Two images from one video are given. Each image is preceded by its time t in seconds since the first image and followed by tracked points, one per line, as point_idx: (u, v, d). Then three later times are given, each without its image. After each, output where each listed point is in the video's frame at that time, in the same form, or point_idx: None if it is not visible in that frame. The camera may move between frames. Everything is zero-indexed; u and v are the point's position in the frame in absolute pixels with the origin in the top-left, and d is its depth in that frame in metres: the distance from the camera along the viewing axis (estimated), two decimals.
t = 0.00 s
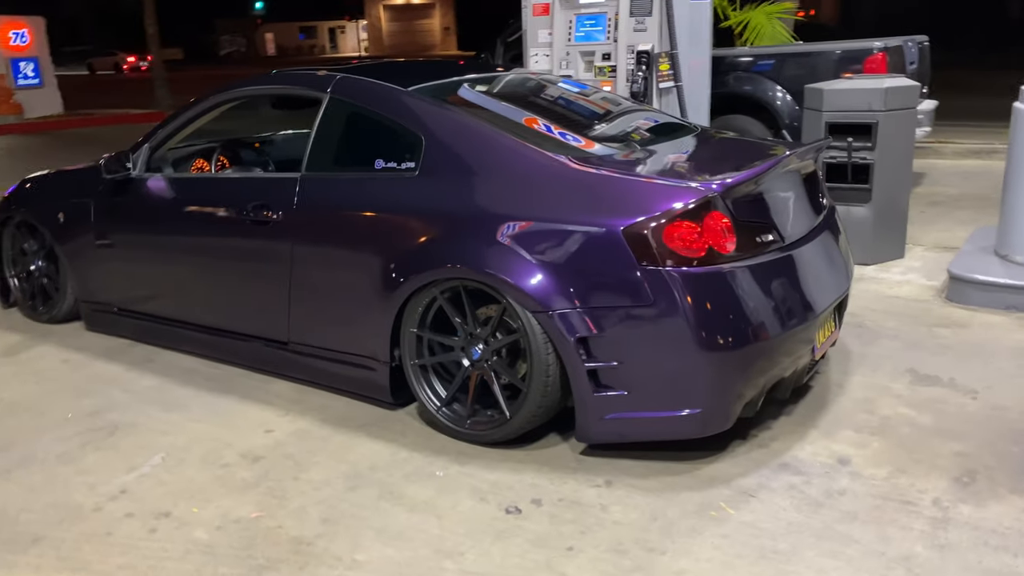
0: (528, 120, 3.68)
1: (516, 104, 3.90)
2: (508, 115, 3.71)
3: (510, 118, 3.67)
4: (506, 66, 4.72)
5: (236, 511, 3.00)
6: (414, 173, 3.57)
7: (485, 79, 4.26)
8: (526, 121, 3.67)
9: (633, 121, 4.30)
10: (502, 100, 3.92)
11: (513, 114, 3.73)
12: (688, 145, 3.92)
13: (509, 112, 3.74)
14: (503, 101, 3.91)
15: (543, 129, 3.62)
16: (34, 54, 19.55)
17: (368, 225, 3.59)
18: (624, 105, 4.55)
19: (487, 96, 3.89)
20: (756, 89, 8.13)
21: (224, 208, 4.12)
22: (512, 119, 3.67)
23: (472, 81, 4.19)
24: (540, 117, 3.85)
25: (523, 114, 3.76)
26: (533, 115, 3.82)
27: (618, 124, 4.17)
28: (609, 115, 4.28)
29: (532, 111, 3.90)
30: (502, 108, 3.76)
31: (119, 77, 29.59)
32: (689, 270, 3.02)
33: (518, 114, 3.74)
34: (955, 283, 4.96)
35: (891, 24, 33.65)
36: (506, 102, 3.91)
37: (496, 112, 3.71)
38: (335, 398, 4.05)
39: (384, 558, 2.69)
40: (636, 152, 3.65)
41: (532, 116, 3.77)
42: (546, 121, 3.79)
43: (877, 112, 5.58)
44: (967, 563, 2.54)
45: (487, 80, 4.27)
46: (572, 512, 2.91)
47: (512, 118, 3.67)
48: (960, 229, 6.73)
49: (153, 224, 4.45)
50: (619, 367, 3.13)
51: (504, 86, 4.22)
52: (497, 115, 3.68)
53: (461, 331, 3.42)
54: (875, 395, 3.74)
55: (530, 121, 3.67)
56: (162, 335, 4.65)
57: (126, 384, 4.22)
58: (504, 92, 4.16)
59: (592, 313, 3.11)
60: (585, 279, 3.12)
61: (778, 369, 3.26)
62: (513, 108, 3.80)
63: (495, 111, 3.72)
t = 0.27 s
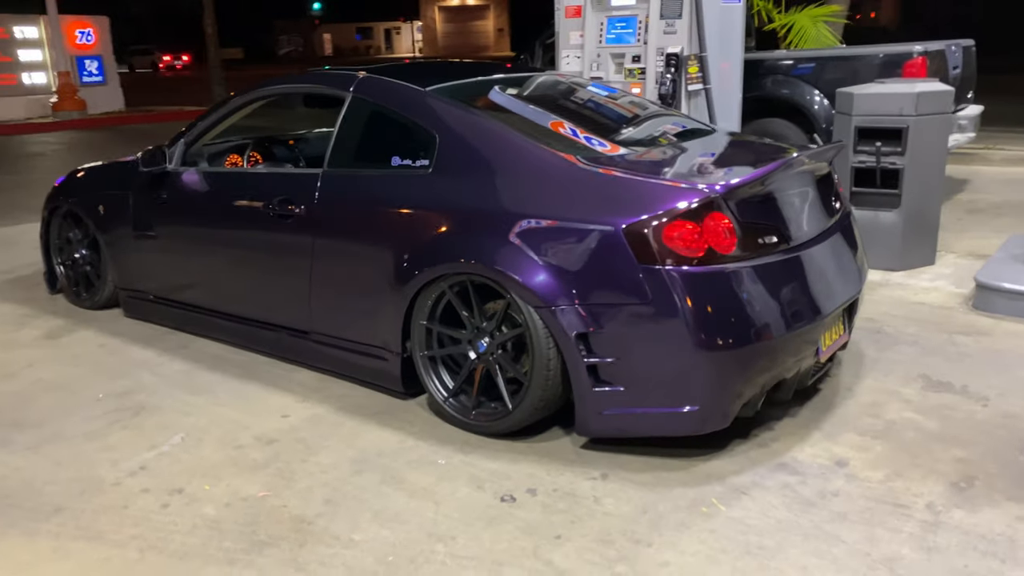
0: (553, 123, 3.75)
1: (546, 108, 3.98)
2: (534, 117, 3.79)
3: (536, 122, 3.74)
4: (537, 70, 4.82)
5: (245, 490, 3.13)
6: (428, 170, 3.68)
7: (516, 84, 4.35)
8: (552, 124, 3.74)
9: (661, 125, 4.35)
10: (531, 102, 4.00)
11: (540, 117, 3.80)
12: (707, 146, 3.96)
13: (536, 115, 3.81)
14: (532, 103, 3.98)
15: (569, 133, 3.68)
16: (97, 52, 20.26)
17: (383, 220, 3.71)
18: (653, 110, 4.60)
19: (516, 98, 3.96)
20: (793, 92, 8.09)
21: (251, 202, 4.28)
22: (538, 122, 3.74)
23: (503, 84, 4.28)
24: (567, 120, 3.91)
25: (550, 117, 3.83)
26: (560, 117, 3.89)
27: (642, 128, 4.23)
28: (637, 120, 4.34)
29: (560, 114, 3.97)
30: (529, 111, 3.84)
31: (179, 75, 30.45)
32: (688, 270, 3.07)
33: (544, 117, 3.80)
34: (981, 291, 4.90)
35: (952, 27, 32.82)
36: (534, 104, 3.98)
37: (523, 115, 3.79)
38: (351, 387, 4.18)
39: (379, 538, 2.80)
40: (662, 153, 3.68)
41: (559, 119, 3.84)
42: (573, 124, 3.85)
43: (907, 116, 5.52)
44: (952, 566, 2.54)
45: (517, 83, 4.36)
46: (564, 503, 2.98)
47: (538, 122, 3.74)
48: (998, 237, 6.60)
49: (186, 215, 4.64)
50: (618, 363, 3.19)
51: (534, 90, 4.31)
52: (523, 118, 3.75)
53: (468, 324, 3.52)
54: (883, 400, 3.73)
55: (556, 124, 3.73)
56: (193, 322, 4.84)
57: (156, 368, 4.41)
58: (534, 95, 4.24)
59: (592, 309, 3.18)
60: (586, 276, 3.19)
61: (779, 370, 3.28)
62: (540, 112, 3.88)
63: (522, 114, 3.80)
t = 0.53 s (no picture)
0: (566, 128, 3.90)
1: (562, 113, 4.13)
2: (547, 121, 3.94)
3: (549, 126, 3.89)
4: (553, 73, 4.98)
5: (249, 465, 3.32)
6: (432, 167, 3.85)
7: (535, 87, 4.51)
8: (565, 129, 3.89)
9: (672, 129, 4.46)
10: (547, 107, 4.16)
11: (554, 121, 3.95)
12: (707, 147, 4.08)
13: (550, 119, 3.97)
14: (548, 108, 4.14)
15: (581, 137, 3.83)
16: (143, 54, 20.86)
17: (388, 214, 3.89)
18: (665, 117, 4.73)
19: (533, 103, 4.13)
20: (815, 99, 8.11)
21: (268, 195, 4.49)
22: (550, 126, 3.89)
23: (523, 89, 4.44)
24: (581, 124, 4.06)
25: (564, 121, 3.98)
26: (574, 122, 4.04)
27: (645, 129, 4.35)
28: (650, 124, 4.46)
29: (574, 118, 4.12)
30: (543, 115, 4.00)
31: (221, 78, 31.11)
32: (672, 265, 3.19)
33: (557, 121, 3.95)
34: (985, 295, 4.94)
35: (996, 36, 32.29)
36: (551, 109, 4.15)
37: (537, 119, 3.95)
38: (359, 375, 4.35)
39: (369, 512, 2.96)
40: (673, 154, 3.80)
41: (573, 124, 3.99)
42: (586, 128, 3.99)
43: (918, 122, 5.56)
44: (914, 553, 2.63)
45: (535, 85, 4.52)
46: (547, 486, 3.11)
47: (551, 125, 3.89)
48: (1014, 245, 6.59)
49: (208, 208, 4.86)
50: (604, 353, 3.33)
51: (551, 93, 4.47)
52: (536, 122, 3.91)
53: (466, 315, 3.67)
54: (872, 397, 3.81)
55: (569, 129, 3.88)
56: (213, 311, 5.06)
57: (177, 353, 4.63)
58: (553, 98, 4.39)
59: (581, 302, 3.32)
60: (576, 269, 3.33)
61: (763, 364, 3.38)
62: (555, 116, 4.03)
63: (537, 119, 3.96)
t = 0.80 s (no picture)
0: (566, 128, 3.98)
1: (565, 114, 4.22)
2: (548, 122, 4.03)
3: (549, 126, 3.98)
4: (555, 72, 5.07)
5: (233, 449, 3.41)
6: (420, 162, 3.93)
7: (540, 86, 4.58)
8: (564, 129, 3.98)
9: (670, 131, 4.53)
10: (549, 107, 4.24)
11: (555, 121, 4.04)
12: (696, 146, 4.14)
13: (551, 120, 4.05)
14: (551, 109, 4.22)
15: (581, 138, 3.91)
16: (164, 49, 21.12)
17: (377, 208, 3.98)
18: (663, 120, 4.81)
19: (537, 103, 4.21)
20: (821, 99, 8.11)
21: (264, 188, 4.59)
22: (550, 127, 3.98)
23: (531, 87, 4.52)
24: (581, 125, 4.14)
25: (566, 122, 4.07)
26: (574, 123, 4.12)
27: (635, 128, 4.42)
28: (649, 126, 4.53)
29: (574, 118, 4.21)
30: (544, 115, 4.08)
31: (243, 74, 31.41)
32: (648, 261, 3.25)
33: (557, 121, 4.04)
34: (976, 298, 4.94)
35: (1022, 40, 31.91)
36: (551, 108, 4.23)
37: (538, 120, 4.03)
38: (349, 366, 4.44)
39: (343, 496, 3.04)
40: (670, 153, 3.87)
41: (574, 124, 4.08)
42: (585, 129, 4.09)
43: (915, 124, 5.57)
44: (872, 546, 2.67)
45: (538, 84, 4.61)
46: (520, 474, 3.18)
47: (551, 126, 3.98)
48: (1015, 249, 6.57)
49: (207, 200, 4.98)
50: (581, 346, 3.39)
51: (554, 92, 4.54)
52: (537, 123, 4.00)
53: (449, 307, 3.75)
54: (851, 396, 3.84)
55: (568, 130, 3.97)
56: (212, 301, 5.17)
57: (174, 341, 4.75)
58: (557, 96, 4.47)
59: (558, 295, 3.39)
60: (554, 264, 3.39)
61: (739, 361, 3.43)
62: (556, 116, 4.12)
63: (538, 119, 4.05)
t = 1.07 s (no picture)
0: (558, 131, 4.06)
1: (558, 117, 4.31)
2: (540, 125, 4.11)
3: (542, 129, 4.07)
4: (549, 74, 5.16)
5: (214, 437, 3.50)
6: (404, 159, 4.01)
7: (534, 89, 4.68)
8: (556, 133, 4.05)
9: (660, 136, 4.61)
10: (543, 110, 4.34)
11: (546, 125, 4.12)
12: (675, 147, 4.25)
13: (543, 123, 4.14)
14: (545, 112, 4.32)
15: (572, 142, 4.00)
16: (177, 49, 21.33)
17: (362, 204, 4.06)
18: (654, 125, 4.91)
19: (530, 106, 4.30)
20: (819, 105, 8.09)
21: (255, 184, 4.68)
22: (541, 130, 4.06)
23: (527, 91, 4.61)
24: (574, 129, 4.22)
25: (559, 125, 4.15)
26: (567, 126, 4.20)
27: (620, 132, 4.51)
28: (640, 131, 4.62)
29: (567, 121, 4.32)
30: (536, 118, 4.16)
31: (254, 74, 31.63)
32: (621, 258, 3.33)
33: (550, 124, 4.13)
34: (959, 302, 4.98)
35: None
36: (545, 111, 4.33)
37: (530, 122, 4.11)
38: (335, 359, 4.53)
39: (317, 483, 3.12)
40: (657, 155, 3.95)
41: (566, 128, 4.15)
42: (577, 132, 4.18)
43: (904, 129, 5.62)
44: (827, 538, 2.73)
45: (533, 87, 4.71)
46: (491, 464, 3.25)
47: (542, 129, 4.06)
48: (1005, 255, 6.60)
49: (202, 196, 5.07)
50: (555, 341, 3.46)
51: (548, 95, 4.64)
52: (529, 126, 4.09)
53: (428, 302, 3.82)
54: (825, 395, 3.90)
55: (559, 133, 4.05)
56: (205, 295, 5.26)
57: (166, 333, 4.84)
58: (551, 98, 4.57)
59: (534, 291, 3.46)
60: (530, 260, 3.46)
61: (709, 358, 3.50)
62: (548, 119, 4.20)
63: (529, 122, 4.13)
